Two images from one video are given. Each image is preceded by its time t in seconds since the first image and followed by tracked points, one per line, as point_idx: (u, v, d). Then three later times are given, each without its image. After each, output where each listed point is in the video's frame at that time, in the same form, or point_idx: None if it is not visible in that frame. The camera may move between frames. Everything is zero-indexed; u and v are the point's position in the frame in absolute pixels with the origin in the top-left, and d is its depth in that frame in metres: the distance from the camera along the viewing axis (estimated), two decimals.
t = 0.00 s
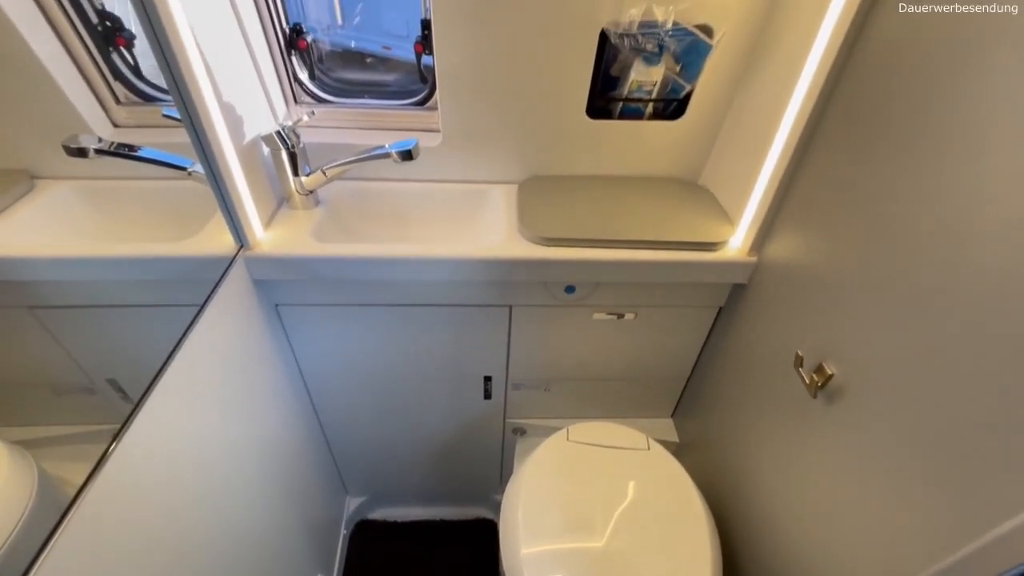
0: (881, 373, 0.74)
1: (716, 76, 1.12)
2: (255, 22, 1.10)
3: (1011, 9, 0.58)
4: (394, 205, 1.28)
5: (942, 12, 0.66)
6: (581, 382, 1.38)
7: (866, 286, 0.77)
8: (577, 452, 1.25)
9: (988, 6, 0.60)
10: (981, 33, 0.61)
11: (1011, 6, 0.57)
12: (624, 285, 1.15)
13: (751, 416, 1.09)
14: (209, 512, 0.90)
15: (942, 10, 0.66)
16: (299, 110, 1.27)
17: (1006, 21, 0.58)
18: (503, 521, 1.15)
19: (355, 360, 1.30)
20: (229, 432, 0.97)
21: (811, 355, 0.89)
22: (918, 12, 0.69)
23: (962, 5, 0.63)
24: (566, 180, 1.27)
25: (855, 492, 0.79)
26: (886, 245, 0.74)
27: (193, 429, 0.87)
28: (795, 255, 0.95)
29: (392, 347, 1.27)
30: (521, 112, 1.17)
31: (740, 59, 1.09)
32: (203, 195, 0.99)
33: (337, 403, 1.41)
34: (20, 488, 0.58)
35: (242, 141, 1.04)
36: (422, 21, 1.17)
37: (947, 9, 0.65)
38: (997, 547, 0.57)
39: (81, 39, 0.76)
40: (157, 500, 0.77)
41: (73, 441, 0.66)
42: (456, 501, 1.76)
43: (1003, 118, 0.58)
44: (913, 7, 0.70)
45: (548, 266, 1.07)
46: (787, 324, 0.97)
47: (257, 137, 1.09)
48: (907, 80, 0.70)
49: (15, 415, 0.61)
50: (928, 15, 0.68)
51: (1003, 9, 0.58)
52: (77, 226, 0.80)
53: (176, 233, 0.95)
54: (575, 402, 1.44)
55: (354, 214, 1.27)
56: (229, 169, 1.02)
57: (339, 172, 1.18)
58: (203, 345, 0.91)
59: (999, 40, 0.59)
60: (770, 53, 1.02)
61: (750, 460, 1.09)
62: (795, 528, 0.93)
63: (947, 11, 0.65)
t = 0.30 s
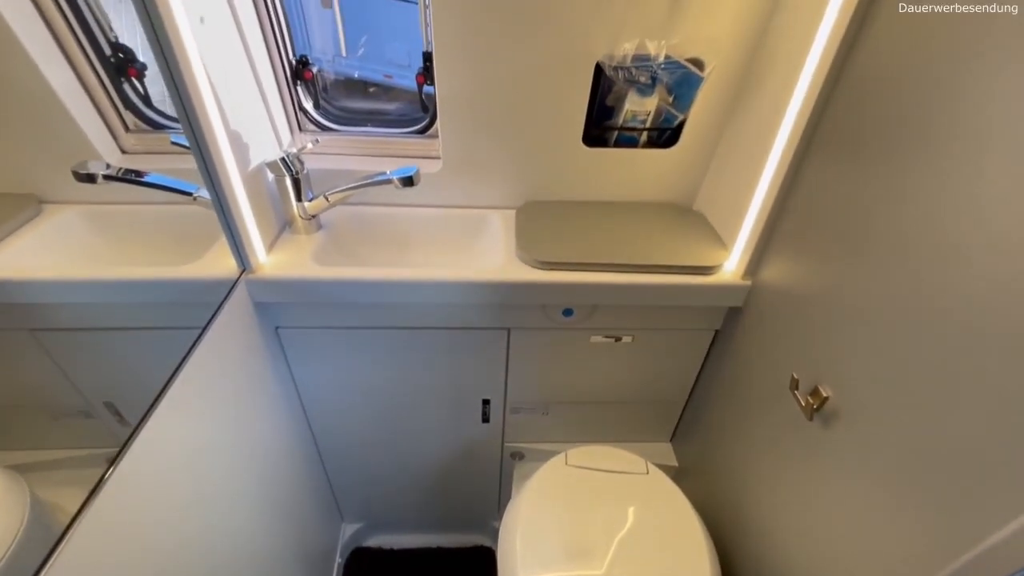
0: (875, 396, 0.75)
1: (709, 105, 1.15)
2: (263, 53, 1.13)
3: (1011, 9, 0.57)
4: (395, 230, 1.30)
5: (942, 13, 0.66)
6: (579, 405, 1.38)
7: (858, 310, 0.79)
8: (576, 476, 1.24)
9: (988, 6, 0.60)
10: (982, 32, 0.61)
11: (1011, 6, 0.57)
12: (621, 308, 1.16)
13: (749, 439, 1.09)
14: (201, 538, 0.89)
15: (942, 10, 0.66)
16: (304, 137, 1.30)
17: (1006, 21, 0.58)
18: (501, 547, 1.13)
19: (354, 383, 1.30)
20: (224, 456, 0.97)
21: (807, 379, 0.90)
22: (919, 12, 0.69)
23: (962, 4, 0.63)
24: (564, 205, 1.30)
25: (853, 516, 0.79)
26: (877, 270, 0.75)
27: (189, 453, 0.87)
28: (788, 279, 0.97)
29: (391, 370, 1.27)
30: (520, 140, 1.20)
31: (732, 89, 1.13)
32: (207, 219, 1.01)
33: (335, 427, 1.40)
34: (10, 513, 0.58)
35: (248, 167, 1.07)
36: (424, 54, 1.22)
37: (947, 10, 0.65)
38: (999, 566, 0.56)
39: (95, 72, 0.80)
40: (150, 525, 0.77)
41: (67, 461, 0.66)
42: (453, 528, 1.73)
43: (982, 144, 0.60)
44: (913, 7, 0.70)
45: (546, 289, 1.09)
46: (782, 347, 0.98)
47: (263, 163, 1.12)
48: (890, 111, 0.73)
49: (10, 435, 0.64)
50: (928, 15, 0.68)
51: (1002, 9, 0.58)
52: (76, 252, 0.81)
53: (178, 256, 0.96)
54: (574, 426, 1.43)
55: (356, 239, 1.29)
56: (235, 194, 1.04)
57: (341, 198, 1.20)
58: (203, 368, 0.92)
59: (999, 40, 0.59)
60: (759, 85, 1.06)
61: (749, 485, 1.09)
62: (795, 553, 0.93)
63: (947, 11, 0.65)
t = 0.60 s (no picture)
0: (872, 417, 0.75)
1: (703, 134, 1.18)
2: (271, 84, 1.18)
3: (1011, 9, 0.58)
4: (396, 254, 1.32)
5: (942, 12, 0.67)
6: (578, 429, 1.38)
7: (852, 332, 0.80)
8: (576, 500, 1.23)
9: (988, 6, 0.61)
10: (983, 32, 0.61)
11: (1011, 6, 0.58)
12: (620, 331, 1.17)
13: (747, 463, 1.09)
14: (198, 562, 0.89)
15: (942, 10, 0.67)
16: (309, 164, 1.33)
17: (1006, 20, 0.59)
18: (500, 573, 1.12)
19: (353, 406, 1.30)
20: (223, 479, 0.98)
21: (803, 401, 0.91)
22: (919, 11, 0.70)
23: (963, 5, 0.64)
24: (562, 230, 1.32)
25: (853, 539, 0.78)
26: (869, 293, 0.77)
27: (188, 477, 0.87)
28: (783, 302, 0.98)
29: (390, 393, 1.28)
30: (519, 166, 1.23)
31: (726, 118, 1.16)
32: (213, 243, 1.03)
33: (334, 451, 1.40)
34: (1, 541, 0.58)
35: (254, 193, 1.10)
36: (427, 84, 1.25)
37: (947, 10, 0.66)
38: None
39: (108, 100, 0.81)
40: (146, 550, 0.77)
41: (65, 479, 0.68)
42: (451, 556, 1.70)
43: (969, 167, 0.63)
44: (913, 6, 0.71)
45: (545, 312, 1.10)
46: (779, 370, 0.99)
47: (268, 190, 1.15)
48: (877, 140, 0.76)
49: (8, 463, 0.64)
50: (928, 15, 0.69)
51: (1003, 9, 0.59)
52: (82, 276, 0.83)
53: (182, 280, 0.97)
54: (573, 450, 1.43)
55: (358, 262, 1.31)
56: (240, 220, 1.06)
57: (345, 223, 1.23)
58: (204, 392, 0.93)
59: (999, 39, 0.59)
60: (750, 114, 1.09)
61: (749, 509, 1.08)
62: None
63: (948, 11, 0.66)
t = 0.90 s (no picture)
0: (866, 442, 0.77)
1: (694, 164, 1.21)
2: (278, 116, 1.22)
3: (1011, 10, 0.58)
4: (397, 280, 1.35)
5: (942, 12, 0.66)
6: (577, 454, 1.37)
7: (843, 357, 0.82)
8: (575, 527, 1.23)
9: (988, 6, 0.60)
10: (981, 34, 0.61)
11: (1011, 7, 0.58)
12: (617, 356, 1.19)
13: (745, 488, 1.09)
14: None
15: (942, 10, 0.66)
16: (313, 193, 1.37)
17: (1006, 21, 0.58)
18: None
19: (352, 431, 1.30)
20: (221, 505, 0.98)
21: (799, 426, 0.92)
22: (919, 11, 0.69)
23: (963, 5, 0.63)
24: (559, 256, 1.35)
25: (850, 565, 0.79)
26: (859, 319, 0.79)
27: (186, 504, 0.88)
28: (777, 327, 1.00)
29: (389, 418, 1.28)
30: (518, 194, 1.26)
31: (716, 149, 1.19)
32: (218, 269, 1.05)
33: (332, 476, 1.39)
34: None
35: (259, 221, 1.12)
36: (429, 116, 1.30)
37: (947, 10, 0.65)
38: None
39: (120, 131, 0.84)
40: None
41: (53, 518, 0.66)
42: None
43: (947, 198, 0.65)
44: (913, 7, 0.70)
45: (543, 338, 1.12)
46: (774, 394, 1.00)
47: (273, 218, 1.18)
48: (860, 171, 0.79)
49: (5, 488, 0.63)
50: (929, 15, 0.68)
51: (1003, 9, 0.59)
52: (90, 302, 0.85)
53: (185, 305, 0.99)
54: (572, 475, 1.42)
55: (359, 288, 1.33)
56: (246, 247, 1.09)
57: (347, 249, 1.25)
58: (204, 417, 0.94)
59: (999, 40, 0.59)
60: (739, 144, 1.13)
61: (747, 536, 1.08)
62: None
63: (947, 11, 0.65)
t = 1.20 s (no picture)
0: (862, 467, 0.77)
1: (687, 193, 1.25)
2: (285, 147, 1.26)
3: (1011, 10, 0.58)
4: (397, 305, 1.37)
5: (942, 13, 0.66)
6: (577, 480, 1.37)
7: (837, 383, 0.83)
8: (574, 554, 1.21)
9: (988, 6, 0.61)
10: (981, 33, 0.61)
11: (1011, 6, 0.58)
12: (615, 381, 1.20)
13: (745, 515, 1.09)
14: None
15: (942, 10, 0.67)
16: (317, 221, 1.40)
17: (1006, 20, 0.59)
18: None
19: (350, 457, 1.30)
20: (217, 535, 0.97)
21: (795, 451, 0.93)
22: (919, 11, 0.70)
23: (962, 5, 0.64)
24: (556, 282, 1.37)
25: None
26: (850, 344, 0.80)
27: (182, 534, 0.87)
28: (771, 353, 1.01)
29: (388, 443, 1.28)
30: (517, 221, 1.29)
31: (709, 178, 1.22)
32: (222, 295, 1.07)
33: (330, 502, 1.38)
34: None
35: (264, 249, 1.15)
36: (430, 148, 1.34)
37: (947, 10, 0.66)
38: None
39: (132, 161, 0.89)
40: None
41: (51, 544, 0.66)
42: None
43: (931, 226, 0.67)
44: (913, 6, 0.71)
45: (541, 363, 1.13)
46: (771, 420, 1.01)
47: (277, 245, 1.20)
48: (847, 200, 0.82)
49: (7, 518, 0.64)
50: (928, 16, 0.69)
51: (1003, 9, 0.59)
52: (95, 323, 0.88)
53: (188, 330, 1.01)
54: (571, 502, 1.41)
55: (360, 314, 1.35)
56: (250, 273, 1.10)
57: (349, 276, 1.28)
58: (204, 445, 0.94)
59: (1000, 41, 0.59)
60: (731, 173, 1.16)
61: (748, 564, 1.07)
62: None
63: (947, 11, 0.66)
